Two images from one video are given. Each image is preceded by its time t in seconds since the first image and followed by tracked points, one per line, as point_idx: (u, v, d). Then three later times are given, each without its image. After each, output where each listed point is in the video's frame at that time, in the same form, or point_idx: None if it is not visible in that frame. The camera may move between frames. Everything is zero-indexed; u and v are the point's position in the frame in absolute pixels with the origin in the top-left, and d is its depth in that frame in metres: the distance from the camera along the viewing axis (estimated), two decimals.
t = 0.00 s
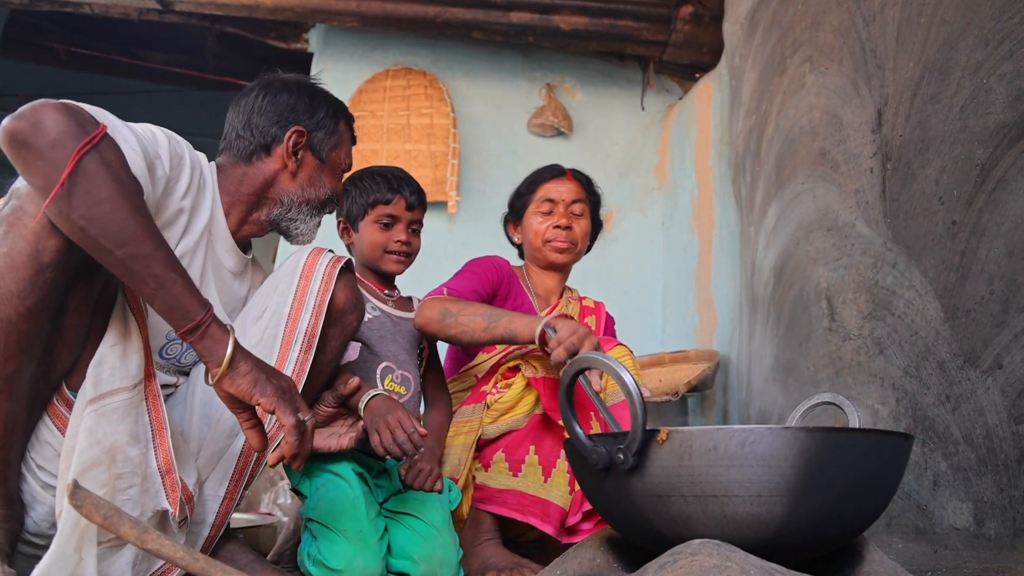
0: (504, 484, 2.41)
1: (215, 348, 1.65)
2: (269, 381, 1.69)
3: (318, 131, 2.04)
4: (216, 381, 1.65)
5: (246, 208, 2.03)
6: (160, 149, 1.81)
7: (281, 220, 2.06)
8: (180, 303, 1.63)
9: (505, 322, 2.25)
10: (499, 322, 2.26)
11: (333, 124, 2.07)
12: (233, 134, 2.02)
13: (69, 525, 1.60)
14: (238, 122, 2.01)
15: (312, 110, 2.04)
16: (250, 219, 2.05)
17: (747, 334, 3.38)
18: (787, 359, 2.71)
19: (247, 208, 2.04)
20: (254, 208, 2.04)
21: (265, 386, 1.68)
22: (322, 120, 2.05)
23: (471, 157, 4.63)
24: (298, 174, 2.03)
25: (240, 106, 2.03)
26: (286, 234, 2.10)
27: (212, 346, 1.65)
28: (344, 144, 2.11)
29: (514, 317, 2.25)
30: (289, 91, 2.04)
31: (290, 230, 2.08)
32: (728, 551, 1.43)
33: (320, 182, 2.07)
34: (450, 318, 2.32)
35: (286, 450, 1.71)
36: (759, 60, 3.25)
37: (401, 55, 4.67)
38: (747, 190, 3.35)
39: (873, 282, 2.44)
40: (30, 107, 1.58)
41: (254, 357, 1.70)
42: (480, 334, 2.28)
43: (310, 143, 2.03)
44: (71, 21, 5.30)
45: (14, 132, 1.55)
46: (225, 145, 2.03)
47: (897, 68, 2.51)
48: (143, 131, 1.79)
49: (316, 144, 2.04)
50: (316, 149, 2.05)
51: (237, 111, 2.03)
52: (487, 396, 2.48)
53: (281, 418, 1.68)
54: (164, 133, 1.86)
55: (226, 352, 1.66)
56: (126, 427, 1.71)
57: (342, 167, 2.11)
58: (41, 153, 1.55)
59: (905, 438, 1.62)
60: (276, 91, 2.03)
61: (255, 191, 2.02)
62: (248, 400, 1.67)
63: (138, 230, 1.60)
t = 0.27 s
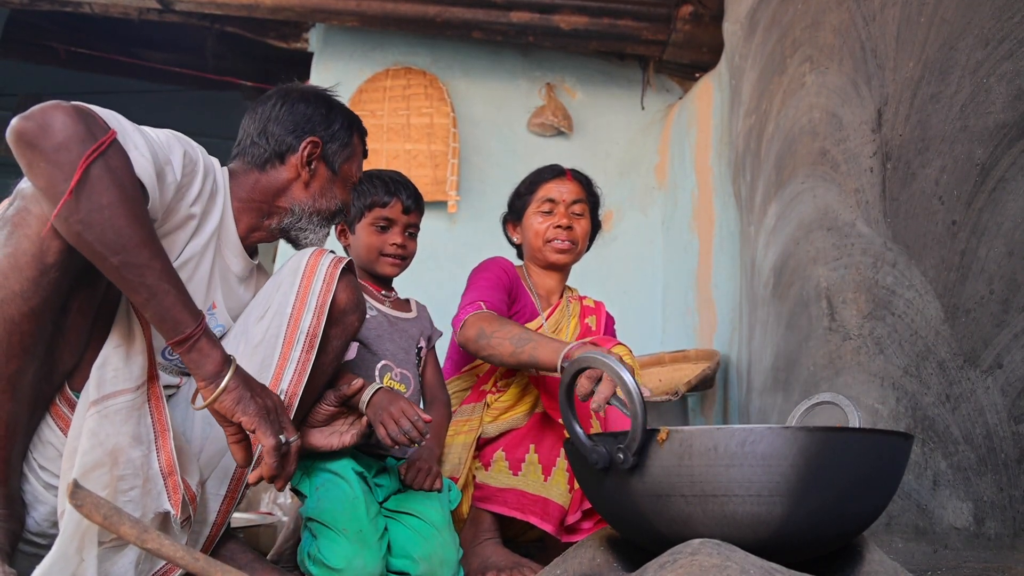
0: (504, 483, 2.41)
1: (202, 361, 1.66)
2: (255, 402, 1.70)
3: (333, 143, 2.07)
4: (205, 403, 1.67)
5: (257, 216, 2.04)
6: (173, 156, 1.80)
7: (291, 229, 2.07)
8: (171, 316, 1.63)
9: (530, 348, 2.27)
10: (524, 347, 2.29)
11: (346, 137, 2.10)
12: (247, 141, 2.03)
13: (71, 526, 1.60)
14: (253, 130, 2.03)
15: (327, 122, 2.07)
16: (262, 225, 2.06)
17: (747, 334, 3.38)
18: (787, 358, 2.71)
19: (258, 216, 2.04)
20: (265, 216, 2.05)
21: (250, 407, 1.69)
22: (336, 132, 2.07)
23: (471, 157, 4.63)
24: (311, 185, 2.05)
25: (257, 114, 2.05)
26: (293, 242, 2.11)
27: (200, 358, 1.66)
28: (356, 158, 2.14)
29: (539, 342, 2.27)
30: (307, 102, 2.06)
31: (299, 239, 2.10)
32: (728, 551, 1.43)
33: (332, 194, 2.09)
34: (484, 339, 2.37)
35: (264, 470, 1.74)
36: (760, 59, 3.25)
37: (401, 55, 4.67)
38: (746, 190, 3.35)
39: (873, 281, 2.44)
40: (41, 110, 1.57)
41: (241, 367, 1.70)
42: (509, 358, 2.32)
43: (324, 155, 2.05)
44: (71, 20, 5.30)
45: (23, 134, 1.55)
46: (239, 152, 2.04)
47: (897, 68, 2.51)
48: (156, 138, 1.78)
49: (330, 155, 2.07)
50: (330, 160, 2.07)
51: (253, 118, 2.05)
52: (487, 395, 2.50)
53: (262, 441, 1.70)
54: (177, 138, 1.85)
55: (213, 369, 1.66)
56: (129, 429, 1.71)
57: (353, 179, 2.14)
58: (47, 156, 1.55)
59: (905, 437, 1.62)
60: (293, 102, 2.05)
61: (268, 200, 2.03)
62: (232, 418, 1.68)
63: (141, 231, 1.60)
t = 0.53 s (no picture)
0: (504, 483, 2.42)
1: (219, 352, 1.66)
2: (274, 380, 1.69)
3: (339, 143, 2.08)
4: (230, 392, 1.66)
5: (263, 217, 2.04)
6: (174, 153, 1.80)
7: (296, 229, 2.07)
8: (185, 308, 1.63)
9: (476, 307, 2.26)
10: (472, 309, 2.28)
11: (352, 138, 2.11)
12: (254, 139, 2.04)
13: (72, 529, 1.60)
14: (261, 129, 2.04)
15: (334, 122, 2.08)
16: (268, 226, 2.06)
17: (747, 334, 3.38)
18: (787, 358, 2.71)
19: (264, 218, 2.05)
20: (271, 216, 2.05)
21: (271, 384, 1.69)
22: (343, 132, 2.09)
23: (472, 157, 4.63)
24: (317, 184, 2.05)
25: (264, 112, 2.06)
26: (295, 243, 2.11)
27: (217, 350, 1.65)
28: (360, 159, 2.16)
29: (481, 298, 2.26)
30: (313, 102, 2.07)
31: (302, 239, 2.09)
32: (728, 551, 1.43)
33: (336, 194, 2.10)
34: (437, 323, 2.37)
35: (311, 446, 1.72)
36: (760, 59, 3.25)
37: (402, 55, 4.67)
38: (747, 189, 3.35)
39: (873, 281, 2.44)
40: (38, 111, 1.57)
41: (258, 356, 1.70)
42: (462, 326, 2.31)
43: (330, 155, 2.06)
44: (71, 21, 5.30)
45: (21, 137, 1.54)
46: (245, 151, 2.05)
47: (897, 68, 2.51)
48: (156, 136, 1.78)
49: (336, 155, 2.08)
50: (336, 160, 2.08)
51: (260, 117, 2.06)
52: (488, 395, 2.49)
53: (293, 413, 1.68)
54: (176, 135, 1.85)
55: (231, 360, 1.66)
56: (130, 432, 1.71)
57: (357, 181, 2.16)
58: (48, 156, 1.55)
59: (906, 438, 1.62)
60: (300, 101, 2.06)
61: (275, 199, 2.03)
62: (257, 403, 1.68)
63: (144, 230, 1.60)
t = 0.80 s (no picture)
0: (504, 484, 2.42)
1: (216, 350, 1.66)
2: (275, 371, 1.71)
3: (336, 145, 2.07)
4: (230, 388, 1.66)
5: (262, 218, 2.04)
6: (172, 153, 1.80)
7: (295, 229, 2.09)
8: (181, 306, 1.63)
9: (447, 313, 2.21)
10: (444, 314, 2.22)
11: (349, 138, 2.11)
12: (251, 143, 2.03)
13: (71, 530, 1.59)
14: (257, 132, 2.02)
15: (331, 125, 2.07)
16: (266, 228, 2.07)
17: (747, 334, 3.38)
18: (787, 358, 2.71)
19: (262, 219, 2.05)
20: (269, 218, 2.06)
21: (272, 374, 1.70)
22: (339, 134, 2.08)
23: (472, 157, 4.63)
24: (315, 188, 2.06)
25: (259, 115, 2.04)
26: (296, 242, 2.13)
27: (212, 348, 1.66)
28: (357, 157, 2.16)
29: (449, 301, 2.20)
30: (309, 104, 2.06)
31: (302, 238, 2.12)
32: (729, 551, 1.43)
33: (335, 195, 2.11)
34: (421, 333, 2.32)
35: (326, 421, 1.72)
36: (760, 59, 3.24)
37: (402, 55, 4.67)
38: (747, 189, 3.36)
39: (874, 282, 2.45)
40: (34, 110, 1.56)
41: (253, 351, 1.71)
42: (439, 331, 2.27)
43: (328, 157, 2.06)
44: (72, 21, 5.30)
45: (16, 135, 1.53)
46: (241, 154, 2.04)
47: (897, 68, 2.52)
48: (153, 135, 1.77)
49: (334, 157, 2.07)
50: (334, 162, 2.08)
51: (255, 120, 2.04)
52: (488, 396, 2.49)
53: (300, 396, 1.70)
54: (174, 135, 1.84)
55: (228, 357, 1.67)
56: (129, 431, 1.71)
57: (355, 179, 2.16)
58: (45, 154, 1.54)
59: (906, 437, 1.61)
60: (296, 104, 2.05)
61: (273, 202, 2.03)
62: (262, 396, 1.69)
63: (141, 228, 1.60)
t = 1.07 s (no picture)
0: (504, 484, 2.42)
1: (220, 350, 1.66)
2: (280, 368, 1.71)
3: (336, 145, 2.08)
4: (235, 388, 1.66)
5: (262, 218, 2.05)
6: (176, 155, 1.80)
7: (294, 229, 2.09)
8: (184, 306, 1.63)
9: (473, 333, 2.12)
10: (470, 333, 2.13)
11: (348, 139, 2.12)
12: (252, 143, 2.02)
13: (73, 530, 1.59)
14: (258, 132, 2.02)
15: (331, 125, 2.07)
16: (265, 228, 2.08)
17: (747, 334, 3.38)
18: (787, 358, 2.71)
19: (262, 219, 2.05)
20: (269, 218, 2.06)
21: (278, 372, 1.71)
22: (339, 135, 2.08)
23: (472, 157, 4.63)
24: (316, 188, 2.06)
25: (260, 115, 2.04)
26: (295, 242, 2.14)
27: (216, 348, 1.66)
28: (356, 158, 2.17)
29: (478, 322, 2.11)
30: (310, 105, 2.06)
31: (302, 238, 2.12)
32: (729, 551, 1.43)
33: (335, 195, 2.12)
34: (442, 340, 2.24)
35: (336, 412, 1.73)
36: (761, 59, 3.24)
37: (402, 55, 4.67)
38: (747, 189, 3.36)
39: (873, 281, 2.44)
40: (40, 110, 1.56)
41: (258, 351, 1.71)
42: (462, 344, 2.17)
43: (328, 158, 2.07)
44: (72, 21, 5.30)
45: (23, 134, 1.54)
46: (241, 154, 2.04)
47: (897, 68, 2.51)
48: (157, 137, 1.78)
49: (333, 157, 2.08)
50: (333, 163, 2.09)
51: (256, 120, 2.04)
52: (489, 396, 2.51)
53: (309, 392, 1.71)
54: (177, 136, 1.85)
55: (232, 357, 1.67)
56: (131, 431, 1.71)
57: (354, 179, 2.18)
58: (50, 154, 1.54)
59: (906, 437, 1.62)
60: (296, 104, 2.05)
61: (273, 203, 2.04)
62: (267, 392, 1.69)
63: (146, 228, 1.60)
